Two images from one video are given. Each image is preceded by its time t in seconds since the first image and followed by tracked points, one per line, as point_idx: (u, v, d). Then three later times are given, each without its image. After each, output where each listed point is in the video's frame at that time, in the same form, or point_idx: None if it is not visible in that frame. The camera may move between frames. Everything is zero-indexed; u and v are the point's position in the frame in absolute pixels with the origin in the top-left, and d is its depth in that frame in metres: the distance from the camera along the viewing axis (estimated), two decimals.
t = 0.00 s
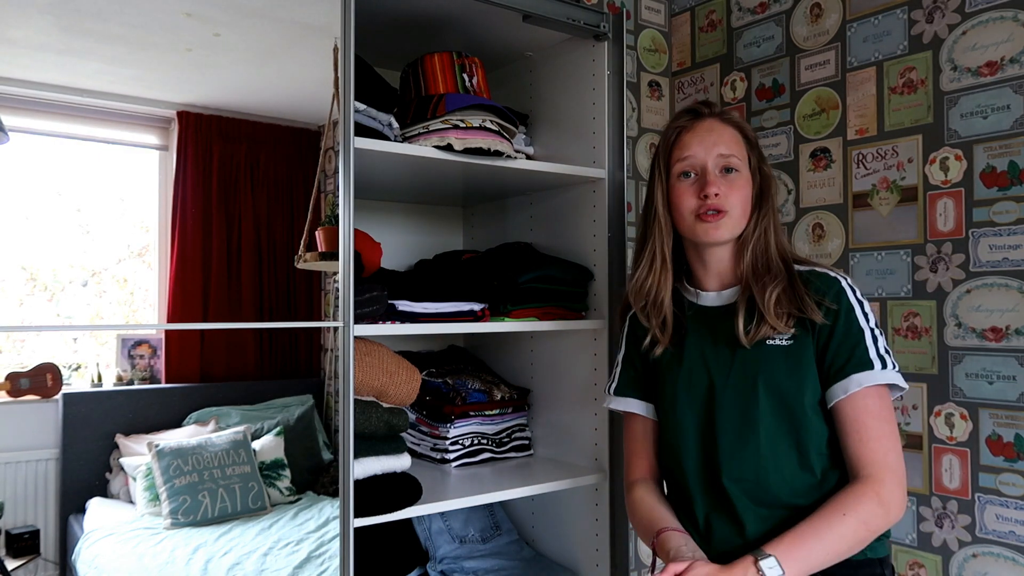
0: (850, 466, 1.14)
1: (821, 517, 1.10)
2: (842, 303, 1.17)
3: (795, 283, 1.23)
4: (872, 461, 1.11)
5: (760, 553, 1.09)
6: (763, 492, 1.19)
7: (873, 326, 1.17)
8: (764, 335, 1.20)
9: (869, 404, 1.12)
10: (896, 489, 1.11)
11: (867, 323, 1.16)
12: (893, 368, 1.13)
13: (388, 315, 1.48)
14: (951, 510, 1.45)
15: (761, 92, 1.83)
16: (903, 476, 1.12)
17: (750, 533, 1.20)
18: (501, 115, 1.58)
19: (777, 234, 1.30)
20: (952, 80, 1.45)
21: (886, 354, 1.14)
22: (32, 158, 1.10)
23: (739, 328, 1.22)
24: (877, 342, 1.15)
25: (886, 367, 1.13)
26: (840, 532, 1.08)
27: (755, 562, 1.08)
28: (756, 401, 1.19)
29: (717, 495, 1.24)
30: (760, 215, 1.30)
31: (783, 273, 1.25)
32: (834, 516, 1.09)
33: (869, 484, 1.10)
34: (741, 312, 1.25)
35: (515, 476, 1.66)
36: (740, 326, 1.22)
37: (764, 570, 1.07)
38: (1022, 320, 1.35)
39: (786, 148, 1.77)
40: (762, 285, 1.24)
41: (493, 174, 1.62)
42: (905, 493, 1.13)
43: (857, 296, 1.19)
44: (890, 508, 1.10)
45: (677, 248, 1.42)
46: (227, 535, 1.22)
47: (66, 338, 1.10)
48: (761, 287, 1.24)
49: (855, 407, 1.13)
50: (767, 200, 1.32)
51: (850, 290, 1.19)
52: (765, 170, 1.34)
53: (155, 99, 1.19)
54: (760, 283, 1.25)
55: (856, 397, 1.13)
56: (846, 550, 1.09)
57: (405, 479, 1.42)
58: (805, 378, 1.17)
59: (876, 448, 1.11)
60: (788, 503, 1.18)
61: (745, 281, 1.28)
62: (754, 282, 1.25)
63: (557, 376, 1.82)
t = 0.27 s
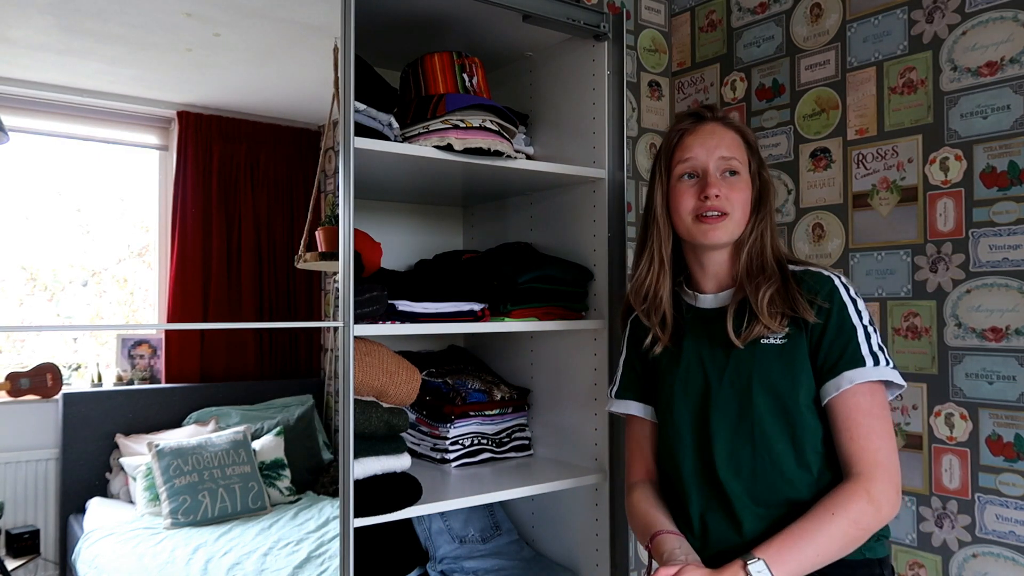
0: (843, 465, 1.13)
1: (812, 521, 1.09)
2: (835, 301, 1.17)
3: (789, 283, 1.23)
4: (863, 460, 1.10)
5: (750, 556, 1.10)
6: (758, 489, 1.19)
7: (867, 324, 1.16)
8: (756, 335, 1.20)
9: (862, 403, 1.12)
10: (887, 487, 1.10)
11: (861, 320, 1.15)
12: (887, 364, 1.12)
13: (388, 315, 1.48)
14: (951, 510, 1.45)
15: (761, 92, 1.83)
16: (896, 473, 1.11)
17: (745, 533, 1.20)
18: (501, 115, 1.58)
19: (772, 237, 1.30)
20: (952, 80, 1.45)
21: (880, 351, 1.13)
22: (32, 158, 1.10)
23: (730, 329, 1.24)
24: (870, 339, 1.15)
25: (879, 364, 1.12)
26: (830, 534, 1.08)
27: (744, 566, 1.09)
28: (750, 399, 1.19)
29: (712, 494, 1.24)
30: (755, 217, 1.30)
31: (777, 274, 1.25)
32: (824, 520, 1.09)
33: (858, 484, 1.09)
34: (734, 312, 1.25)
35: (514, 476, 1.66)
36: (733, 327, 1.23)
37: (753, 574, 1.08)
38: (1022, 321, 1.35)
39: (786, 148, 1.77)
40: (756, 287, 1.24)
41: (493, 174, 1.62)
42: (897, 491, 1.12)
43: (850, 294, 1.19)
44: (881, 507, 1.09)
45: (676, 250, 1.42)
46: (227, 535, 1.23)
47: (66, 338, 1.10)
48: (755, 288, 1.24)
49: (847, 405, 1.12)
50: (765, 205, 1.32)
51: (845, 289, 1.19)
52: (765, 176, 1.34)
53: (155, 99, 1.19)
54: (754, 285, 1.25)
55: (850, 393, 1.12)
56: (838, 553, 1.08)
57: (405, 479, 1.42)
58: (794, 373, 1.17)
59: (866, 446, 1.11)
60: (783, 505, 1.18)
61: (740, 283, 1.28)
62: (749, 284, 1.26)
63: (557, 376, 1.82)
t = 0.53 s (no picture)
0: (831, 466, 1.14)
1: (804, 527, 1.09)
2: (837, 302, 1.18)
3: (793, 284, 1.24)
4: (851, 462, 1.11)
5: None
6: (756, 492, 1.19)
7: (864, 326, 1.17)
8: (760, 335, 1.20)
9: (851, 402, 1.12)
10: (873, 490, 1.11)
11: (859, 322, 1.16)
12: (882, 368, 1.13)
13: (388, 316, 1.48)
14: (951, 510, 1.45)
15: (761, 92, 1.83)
16: (882, 475, 1.12)
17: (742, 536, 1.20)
18: (501, 115, 1.58)
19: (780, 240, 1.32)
20: (952, 80, 1.45)
21: (875, 354, 1.14)
22: (32, 158, 1.10)
23: (734, 329, 1.23)
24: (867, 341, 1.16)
25: (874, 366, 1.13)
26: (822, 539, 1.07)
27: None
28: (752, 400, 1.19)
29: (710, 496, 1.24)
30: (764, 218, 1.31)
31: (782, 276, 1.26)
32: (816, 524, 1.09)
33: (841, 485, 1.10)
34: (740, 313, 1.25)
35: (514, 476, 1.66)
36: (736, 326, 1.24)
37: None
38: (1022, 321, 1.35)
39: (786, 149, 1.77)
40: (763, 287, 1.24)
41: (493, 173, 1.62)
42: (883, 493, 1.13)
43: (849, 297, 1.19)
44: (867, 508, 1.10)
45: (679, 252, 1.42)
46: (227, 535, 1.22)
47: (66, 338, 1.10)
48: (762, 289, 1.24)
49: (835, 406, 1.13)
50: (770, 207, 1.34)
51: (845, 290, 1.20)
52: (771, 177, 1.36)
53: (155, 99, 1.19)
54: (758, 287, 1.26)
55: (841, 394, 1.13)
56: (830, 560, 1.08)
57: (405, 479, 1.42)
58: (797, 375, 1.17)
59: (853, 448, 1.11)
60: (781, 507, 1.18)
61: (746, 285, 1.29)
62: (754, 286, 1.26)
63: (557, 376, 1.82)
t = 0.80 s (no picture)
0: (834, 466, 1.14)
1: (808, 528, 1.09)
2: (833, 299, 1.18)
3: (789, 280, 1.24)
4: (853, 463, 1.11)
5: None
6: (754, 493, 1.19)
7: (862, 324, 1.17)
8: (756, 332, 1.20)
9: (853, 402, 1.12)
10: (877, 492, 1.10)
11: (857, 321, 1.16)
12: (883, 365, 1.13)
13: (388, 315, 1.48)
14: (951, 510, 1.45)
15: (761, 92, 1.83)
16: (885, 477, 1.12)
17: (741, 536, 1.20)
18: (501, 115, 1.58)
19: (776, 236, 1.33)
20: (952, 80, 1.45)
21: (875, 352, 1.14)
22: (32, 157, 1.10)
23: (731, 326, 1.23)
24: (866, 339, 1.15)
25: (873, 364, 1.12)
26: (825, 540, 1.07)
27: None
28: (749, 400, 1.19)
29: (707, 497, 1.24)
30: (762, 214, 1.32)
31: (779, 272, 1.26)
32: (819, 525, 1.08)
33: (848, 487, 1.09)
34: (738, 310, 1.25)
35: (514, 476, 1.66)
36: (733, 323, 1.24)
37: None
38: (1022, 321, 1.35)
39: (786, 149, 1.77)
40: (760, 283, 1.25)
41: (493, 173, 1.62)
42: (886, 494, 1.12)
43: (847, 295, 1.19)
44: (871, 509, 1.09)
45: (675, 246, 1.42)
46: (227, 535, 1.23)
47: (66, 338, 1.10)
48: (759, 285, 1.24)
49: (837, 407, 1.13)
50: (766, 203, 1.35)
51: (843, 288, 1.20)
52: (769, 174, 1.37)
53: (155, 99, 1.19)
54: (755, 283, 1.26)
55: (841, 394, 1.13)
56: (833, 562, 1.08)
57: (405, 479, 1.42)
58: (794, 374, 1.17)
59: (855, 449, 1.11)
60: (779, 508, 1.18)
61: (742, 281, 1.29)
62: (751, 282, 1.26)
63: (557, 376, 1.82)
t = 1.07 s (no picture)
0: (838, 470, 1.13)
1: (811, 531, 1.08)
2: (825, 302, 1.18)
3: (782, 282, 1.24)
4: (858, 467, 1.10)
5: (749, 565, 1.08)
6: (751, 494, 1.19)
7: (856, 331, 1.16)
8: (746, 333, 1.21)
9: (856, 406, 1.12)
10: (882, 496, 1.10)
11: (849, 325, 1.16)
12: (875, 373, 1.12)
13: (388, 315, 1.48)
14: (951, 510, 1.45)
15: (761, 92, 1.83)
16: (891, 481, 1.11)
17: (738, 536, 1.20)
18: (501, 115, 1.58)
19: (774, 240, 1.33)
20: (952, 80, 1.45)
21: (867, 359, 1.13)
22: (32, 157, 1.10)
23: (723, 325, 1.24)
24: (859, 345, 1.14)
25: (864, 370, 1.11)
26: (829, 543, 1.07)
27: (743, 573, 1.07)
28: (741, 401, 1.19)
29: (702, 498, 1.24)
30: (761, 216, 1.32)
31: (773, 273, 1.26)
32: (822, 528, 1.08)
33: (857, 491, 1.09)
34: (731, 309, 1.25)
35: (514, 476, 1.66)
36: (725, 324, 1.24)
37: None
38: (1022, 321, 1.35)
39: (786, 149, 1.77)
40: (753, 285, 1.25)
41: (493, 173, 1.62)
42: (891, 499, 1.12)
43: (840, 302, 1.18)
44: (876, 513, 1.09)
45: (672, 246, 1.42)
46: (227, 535, 1.23)
47: (66, 338, 1.10)
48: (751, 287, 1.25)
49: (839, 411, 1.12)
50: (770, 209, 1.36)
51: (836, 292, 1.19)
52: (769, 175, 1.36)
53: (155, 99, 1.19)
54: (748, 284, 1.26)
55: (842, 398, 1.12)
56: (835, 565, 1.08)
57: (405, 479, 1.42)
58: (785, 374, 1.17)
59: (858, 454, 1.11)
60: (775, 507, 1.18)
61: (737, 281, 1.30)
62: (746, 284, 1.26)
63: (557, 376, 1.82)
